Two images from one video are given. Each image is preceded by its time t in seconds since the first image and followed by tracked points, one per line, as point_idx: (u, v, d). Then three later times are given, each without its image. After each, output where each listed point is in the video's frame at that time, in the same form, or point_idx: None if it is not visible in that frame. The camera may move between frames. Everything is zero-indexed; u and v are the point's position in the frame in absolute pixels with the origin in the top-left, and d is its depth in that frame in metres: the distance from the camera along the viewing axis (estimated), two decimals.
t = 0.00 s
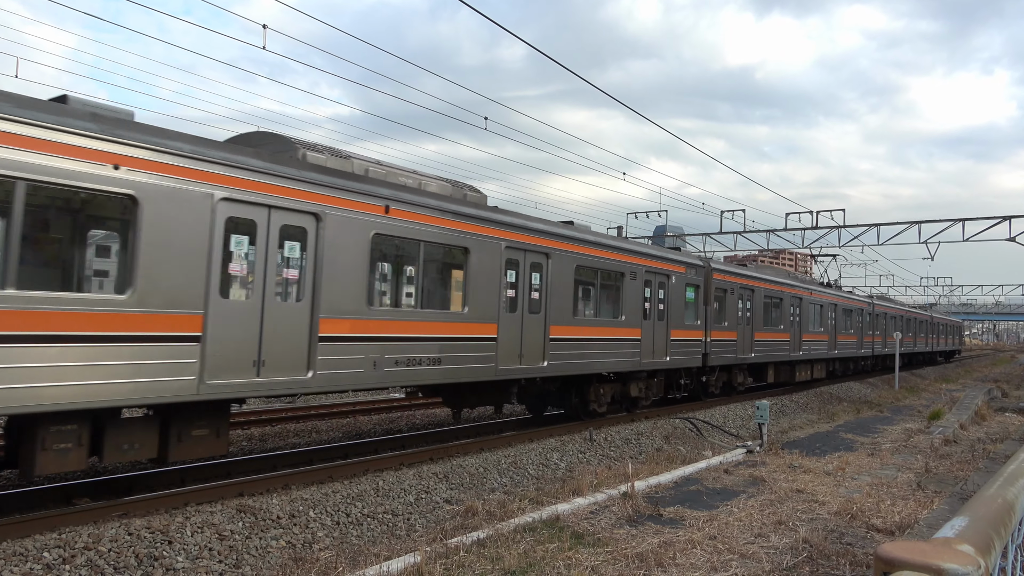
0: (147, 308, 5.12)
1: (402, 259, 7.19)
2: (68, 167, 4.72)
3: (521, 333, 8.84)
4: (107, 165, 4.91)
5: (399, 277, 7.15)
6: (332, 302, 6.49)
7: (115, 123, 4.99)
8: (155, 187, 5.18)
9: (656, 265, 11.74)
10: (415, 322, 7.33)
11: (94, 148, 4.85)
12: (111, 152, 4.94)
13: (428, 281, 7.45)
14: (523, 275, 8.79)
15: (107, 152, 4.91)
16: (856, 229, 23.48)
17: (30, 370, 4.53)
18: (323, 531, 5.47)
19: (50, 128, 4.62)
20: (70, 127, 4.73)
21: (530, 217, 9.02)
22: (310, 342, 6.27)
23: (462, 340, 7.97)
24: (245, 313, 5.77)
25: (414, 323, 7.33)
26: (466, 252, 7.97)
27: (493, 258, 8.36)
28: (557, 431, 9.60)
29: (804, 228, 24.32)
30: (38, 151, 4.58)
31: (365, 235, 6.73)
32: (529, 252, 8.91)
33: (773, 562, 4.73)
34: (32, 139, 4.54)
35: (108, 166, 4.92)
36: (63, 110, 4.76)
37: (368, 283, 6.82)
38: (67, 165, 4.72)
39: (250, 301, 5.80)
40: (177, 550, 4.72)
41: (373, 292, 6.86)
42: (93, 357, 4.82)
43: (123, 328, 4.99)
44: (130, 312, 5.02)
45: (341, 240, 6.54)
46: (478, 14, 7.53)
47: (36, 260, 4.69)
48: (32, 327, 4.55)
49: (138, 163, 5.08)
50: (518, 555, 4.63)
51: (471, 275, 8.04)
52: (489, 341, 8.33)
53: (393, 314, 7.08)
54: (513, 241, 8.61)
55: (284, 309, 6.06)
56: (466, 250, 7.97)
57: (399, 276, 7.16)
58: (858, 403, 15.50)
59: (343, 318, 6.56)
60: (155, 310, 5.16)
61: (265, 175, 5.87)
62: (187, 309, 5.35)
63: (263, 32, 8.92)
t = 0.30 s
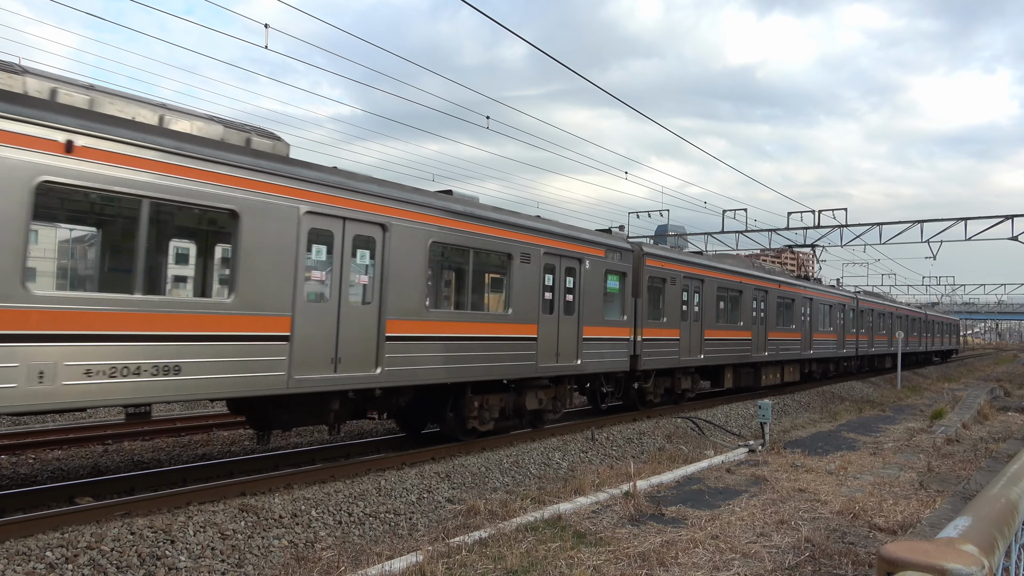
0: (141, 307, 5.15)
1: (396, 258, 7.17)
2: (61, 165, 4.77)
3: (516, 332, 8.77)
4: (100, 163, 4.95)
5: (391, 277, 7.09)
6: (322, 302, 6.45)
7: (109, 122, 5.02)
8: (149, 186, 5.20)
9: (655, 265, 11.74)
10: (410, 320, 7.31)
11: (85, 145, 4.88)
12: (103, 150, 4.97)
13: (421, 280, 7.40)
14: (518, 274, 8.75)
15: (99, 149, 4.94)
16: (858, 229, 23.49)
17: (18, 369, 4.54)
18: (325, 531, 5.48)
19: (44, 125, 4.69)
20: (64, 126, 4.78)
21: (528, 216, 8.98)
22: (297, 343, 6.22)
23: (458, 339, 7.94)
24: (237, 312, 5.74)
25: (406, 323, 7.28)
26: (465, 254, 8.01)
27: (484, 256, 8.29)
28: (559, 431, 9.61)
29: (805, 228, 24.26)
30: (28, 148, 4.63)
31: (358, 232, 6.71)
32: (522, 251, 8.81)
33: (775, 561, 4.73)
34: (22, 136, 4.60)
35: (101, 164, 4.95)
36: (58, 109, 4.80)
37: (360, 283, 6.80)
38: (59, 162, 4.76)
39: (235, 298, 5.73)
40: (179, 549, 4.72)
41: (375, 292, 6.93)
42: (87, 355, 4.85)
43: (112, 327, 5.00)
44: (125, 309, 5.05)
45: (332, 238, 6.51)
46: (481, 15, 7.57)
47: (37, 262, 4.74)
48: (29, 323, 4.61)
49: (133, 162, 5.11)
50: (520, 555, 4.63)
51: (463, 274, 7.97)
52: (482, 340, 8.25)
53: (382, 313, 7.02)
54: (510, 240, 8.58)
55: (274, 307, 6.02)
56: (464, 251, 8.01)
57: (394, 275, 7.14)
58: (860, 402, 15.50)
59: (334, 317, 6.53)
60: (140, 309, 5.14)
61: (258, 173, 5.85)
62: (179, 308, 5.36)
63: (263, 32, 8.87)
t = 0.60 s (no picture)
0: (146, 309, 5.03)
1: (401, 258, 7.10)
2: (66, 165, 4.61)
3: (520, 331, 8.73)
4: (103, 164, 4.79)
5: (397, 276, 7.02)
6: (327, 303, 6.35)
7: (109, 121, 4.87)
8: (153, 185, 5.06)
9: (663, 265, 11.68)
10: (414, 321, 7.24)
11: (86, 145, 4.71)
12: (106, 150, 4.81)
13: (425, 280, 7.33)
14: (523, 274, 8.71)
15: (101, 149, 4.78)
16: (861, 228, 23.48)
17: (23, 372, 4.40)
18: (327, 530, 5.49)
19: (48, 126, 4.52)
20: (65, 125, 4.60)
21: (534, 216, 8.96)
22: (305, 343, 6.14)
23: (463, 340, 7.89)
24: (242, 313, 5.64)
25: (411, 323, 7.19)
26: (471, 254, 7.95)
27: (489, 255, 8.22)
28: (561, 431, 9.61)
29: (808, 228, 24.24)
30: (31, 149, 4.45)
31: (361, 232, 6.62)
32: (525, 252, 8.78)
33: (778, 561, 4.73)
34: (26, 137, 4.42)
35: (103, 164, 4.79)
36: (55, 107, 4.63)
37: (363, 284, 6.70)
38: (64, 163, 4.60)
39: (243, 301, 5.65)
40: (181, 549, 4.73)
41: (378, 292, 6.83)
42: (96, 357, 4.74)
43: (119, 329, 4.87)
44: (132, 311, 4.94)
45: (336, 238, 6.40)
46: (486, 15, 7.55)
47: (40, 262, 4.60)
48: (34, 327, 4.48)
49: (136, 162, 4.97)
50: (522, 554, 4.64)
51: (469, 274, 7.90)
52: (485, 341, 8.17)
53: (386, 314, 6.92)
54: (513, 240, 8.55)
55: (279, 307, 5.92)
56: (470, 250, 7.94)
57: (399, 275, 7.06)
58: (863, 402, 15.49)
59: (338, 318, 6.44)
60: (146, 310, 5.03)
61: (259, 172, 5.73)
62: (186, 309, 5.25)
63: (266, 31, 8.87)
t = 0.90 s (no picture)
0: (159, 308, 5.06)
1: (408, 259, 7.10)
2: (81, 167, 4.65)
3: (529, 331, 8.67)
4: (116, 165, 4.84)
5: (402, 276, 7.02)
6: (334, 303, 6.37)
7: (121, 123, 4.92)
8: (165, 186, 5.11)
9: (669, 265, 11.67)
10: (421, 320, 7.23)
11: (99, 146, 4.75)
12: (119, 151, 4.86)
13: (433, 281, 7.34)
14: (533, 274, 8.65)
15: (115, 151, 4.83)
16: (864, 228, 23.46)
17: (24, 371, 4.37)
18: (329, 528, 5.50)
19: (62, 128, 4.57)
20: (80, 127, 4.65)
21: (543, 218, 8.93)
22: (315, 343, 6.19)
23: (472, 340, 7.85)
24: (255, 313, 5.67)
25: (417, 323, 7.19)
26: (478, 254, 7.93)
27: (497, 257, 8.17)
28: (564, 430, 9.60)
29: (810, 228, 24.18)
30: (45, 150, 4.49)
31: (369, 234, 6.61)
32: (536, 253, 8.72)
33: (779, 561, 4.73)
34: (41, 138, 4.46)
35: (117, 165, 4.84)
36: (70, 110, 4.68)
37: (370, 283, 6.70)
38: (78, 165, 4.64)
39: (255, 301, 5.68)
40: (184, 547, 4.74)
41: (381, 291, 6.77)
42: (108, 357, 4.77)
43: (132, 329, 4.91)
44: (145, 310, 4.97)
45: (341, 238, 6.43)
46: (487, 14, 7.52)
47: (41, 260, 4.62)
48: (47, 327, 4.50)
49: (150, 164, 5.02)
50: (524, 553, 4.64)
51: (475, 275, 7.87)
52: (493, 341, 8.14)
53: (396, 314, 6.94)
54: (524, 241, 8.51)
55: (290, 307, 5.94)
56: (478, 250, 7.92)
57: (405, 275, 7.07)
58: (864, 402, 15.48)
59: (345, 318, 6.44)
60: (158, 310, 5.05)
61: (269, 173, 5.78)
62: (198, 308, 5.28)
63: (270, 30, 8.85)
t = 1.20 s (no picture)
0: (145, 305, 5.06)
1: (400, 255, 7.06)
2: (73, 165, 4.73)
3: (519, 330, 8.56)
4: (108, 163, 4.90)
5: (390, 270, 6.93)
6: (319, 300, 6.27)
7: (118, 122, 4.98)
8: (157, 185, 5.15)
9: (672, 266, 11.67)
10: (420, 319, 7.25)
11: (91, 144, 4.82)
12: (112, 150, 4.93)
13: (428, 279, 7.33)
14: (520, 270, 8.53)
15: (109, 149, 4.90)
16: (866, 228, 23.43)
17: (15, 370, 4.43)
18: (330, 528, 5.49)
19: (58, 126, 4.65)
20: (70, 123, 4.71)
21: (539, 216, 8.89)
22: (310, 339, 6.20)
23: (467, 339, 7.86)
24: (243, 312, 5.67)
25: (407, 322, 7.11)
26: (473, 253, 7.88)
27: (486, 254, 8.05)
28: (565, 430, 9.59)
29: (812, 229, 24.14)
30: (37, 148, 4.56)
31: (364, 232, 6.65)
32: (524, 249, 8.61)
33: (781, 561, 4.72)
34: (33, 137, 4.54)
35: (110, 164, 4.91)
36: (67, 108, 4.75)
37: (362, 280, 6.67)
38: (68, 163, 4.71)
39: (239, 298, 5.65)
40: (185, 546, 4.74)
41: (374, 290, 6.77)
42: (97, 355, 4.81)
43: (121, 328, 4.94)
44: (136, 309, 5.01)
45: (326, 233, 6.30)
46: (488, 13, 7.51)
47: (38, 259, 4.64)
48: (37, 325, 4.54)
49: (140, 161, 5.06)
50: (525, 553, 4.64)
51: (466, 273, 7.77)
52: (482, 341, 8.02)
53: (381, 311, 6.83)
54: (517, 239, 8.45)
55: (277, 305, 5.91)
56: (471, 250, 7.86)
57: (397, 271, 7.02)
58: (867, 402, 15.46)
59: (334, 316, 6.37)
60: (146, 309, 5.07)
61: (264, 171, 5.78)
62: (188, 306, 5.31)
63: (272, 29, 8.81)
